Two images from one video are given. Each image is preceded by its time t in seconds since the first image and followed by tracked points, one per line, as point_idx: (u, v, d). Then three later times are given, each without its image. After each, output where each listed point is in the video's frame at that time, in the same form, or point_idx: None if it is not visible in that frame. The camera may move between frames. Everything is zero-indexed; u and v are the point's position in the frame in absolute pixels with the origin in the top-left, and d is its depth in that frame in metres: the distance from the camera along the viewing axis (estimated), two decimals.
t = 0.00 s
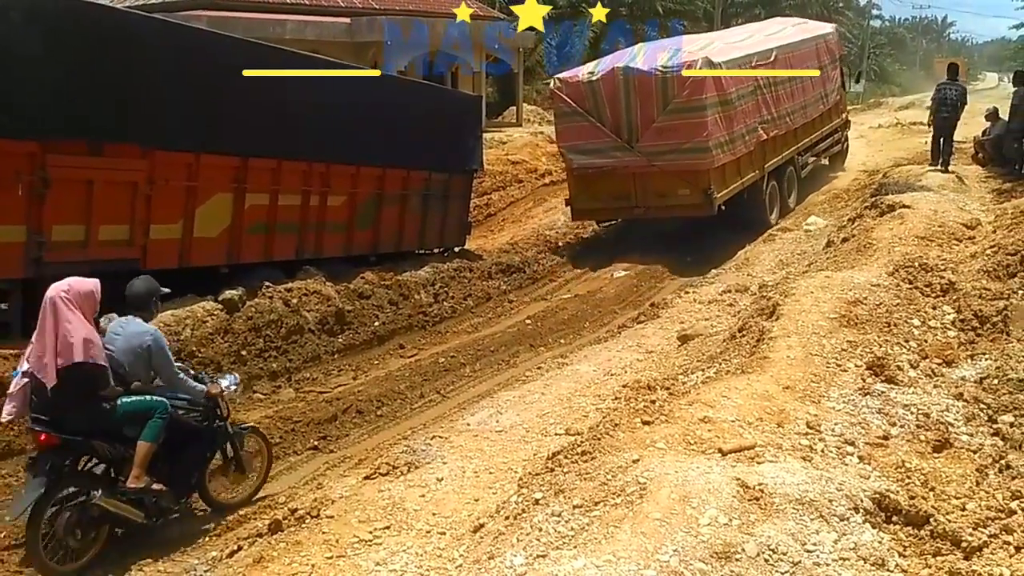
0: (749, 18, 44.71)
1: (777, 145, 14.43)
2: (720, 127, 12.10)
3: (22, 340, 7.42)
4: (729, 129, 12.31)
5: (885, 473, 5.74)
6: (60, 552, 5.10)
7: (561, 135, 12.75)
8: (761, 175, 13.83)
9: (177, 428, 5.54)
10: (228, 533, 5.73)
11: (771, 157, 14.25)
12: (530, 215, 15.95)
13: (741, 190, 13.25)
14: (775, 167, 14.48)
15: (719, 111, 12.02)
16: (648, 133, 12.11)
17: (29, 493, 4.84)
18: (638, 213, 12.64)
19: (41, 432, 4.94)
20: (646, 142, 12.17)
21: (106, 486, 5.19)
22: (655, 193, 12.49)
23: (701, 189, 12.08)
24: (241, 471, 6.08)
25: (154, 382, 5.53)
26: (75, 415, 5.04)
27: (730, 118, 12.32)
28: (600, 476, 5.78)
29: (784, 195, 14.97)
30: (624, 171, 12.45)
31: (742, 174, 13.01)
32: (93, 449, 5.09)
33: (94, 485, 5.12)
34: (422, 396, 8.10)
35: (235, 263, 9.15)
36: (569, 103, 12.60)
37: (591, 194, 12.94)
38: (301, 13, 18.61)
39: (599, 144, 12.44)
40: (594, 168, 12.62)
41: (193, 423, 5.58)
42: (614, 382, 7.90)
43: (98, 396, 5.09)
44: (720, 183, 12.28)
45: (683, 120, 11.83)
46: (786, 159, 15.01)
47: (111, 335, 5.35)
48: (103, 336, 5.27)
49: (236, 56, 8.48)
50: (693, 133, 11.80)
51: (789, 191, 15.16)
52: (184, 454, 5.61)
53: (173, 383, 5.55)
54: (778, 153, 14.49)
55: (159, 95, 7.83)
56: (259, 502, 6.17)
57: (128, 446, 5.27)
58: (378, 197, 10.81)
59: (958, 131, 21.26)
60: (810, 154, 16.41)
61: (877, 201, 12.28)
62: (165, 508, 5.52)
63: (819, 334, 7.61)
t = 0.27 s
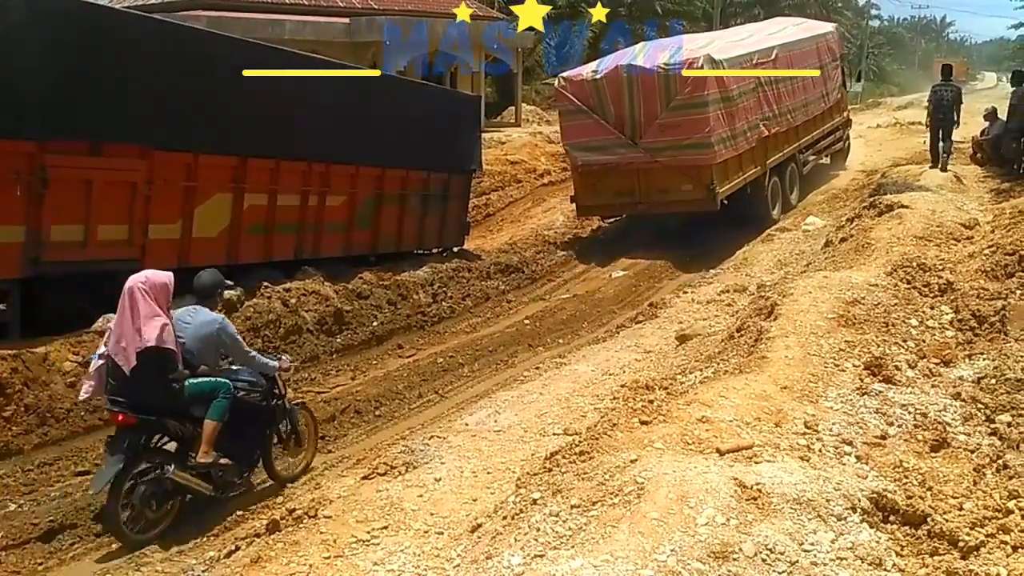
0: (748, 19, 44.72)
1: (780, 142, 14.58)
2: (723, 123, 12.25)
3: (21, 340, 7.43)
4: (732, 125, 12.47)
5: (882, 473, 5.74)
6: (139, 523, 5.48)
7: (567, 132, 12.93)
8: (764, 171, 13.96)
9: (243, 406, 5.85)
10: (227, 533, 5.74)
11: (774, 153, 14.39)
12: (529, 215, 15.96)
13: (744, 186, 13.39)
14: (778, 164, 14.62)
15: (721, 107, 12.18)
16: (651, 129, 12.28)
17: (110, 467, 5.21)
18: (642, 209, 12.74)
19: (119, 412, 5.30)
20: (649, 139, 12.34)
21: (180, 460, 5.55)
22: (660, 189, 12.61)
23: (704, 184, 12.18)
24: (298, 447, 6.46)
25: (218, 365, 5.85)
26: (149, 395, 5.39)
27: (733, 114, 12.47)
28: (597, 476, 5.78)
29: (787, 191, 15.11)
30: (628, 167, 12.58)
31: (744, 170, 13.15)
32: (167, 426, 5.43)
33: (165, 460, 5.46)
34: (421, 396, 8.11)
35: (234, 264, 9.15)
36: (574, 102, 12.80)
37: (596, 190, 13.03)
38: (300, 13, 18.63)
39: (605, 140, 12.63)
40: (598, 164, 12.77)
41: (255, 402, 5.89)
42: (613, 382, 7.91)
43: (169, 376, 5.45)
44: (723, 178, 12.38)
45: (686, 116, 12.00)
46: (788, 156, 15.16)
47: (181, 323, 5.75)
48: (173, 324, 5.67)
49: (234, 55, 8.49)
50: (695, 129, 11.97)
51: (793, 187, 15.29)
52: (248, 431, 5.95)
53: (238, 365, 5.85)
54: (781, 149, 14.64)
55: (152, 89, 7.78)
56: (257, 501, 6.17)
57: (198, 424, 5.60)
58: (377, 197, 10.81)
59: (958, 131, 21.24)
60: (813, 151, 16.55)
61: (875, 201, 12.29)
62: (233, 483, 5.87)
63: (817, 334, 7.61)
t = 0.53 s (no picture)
0: (745, 16, 44.76)
1: (781, 135, 14.79)
2: (725, 116, 12.45)
3: (18, 338, 7.42)
4: (733, 118, 12.70)
5: (881, 468, 5.75)
6: (205, 496, 5.83)
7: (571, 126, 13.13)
8: (766, 164, 14.17)
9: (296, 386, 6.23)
10: (225, 531, 5.72)
11: (776, 146, 14.65)
12: (526, 212, 15.96)
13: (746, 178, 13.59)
14: (779, 157, 14.89)
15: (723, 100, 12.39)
16: (655, 123, 12.47)
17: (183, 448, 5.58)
18: (647, 201, 12.97)
19: (186, 397, 5.66)
20: (653, 132, 12.52)
21: (242, 437, 5.94)
22: (664, 181, 12.80)
23: (708, 177, 12.37)
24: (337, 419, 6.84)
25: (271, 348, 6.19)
26: (212, 379, 5.75)
27: (734, 108, 12.70)
28: (596, 472, 5.78)
29: (789, 183, 15.31)
30: (632, 160, 12.78)
31: (746, 162, 13.35)
32: (231, 407, 5.79)
33: (230, 439, 5.84)
34: (419, 393, 8.11)
35: (232, 261, 9.15)
36: (578, 96, 12.95)
37: (602, 183, 13.26)
38: (297, 10, 18.60)
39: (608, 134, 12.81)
40: (603, 158, 12.98)
41: (306, 380, 6.26)
42: (611, 378, 7.92)
43: (230, 360, 5.81)
44: (726, 170, 12.56)
45: (689, 109, 12.18)
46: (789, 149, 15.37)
47: (236, 312, 6.02)
48: (231, 311, 5.95)
49: (231, 52, 8.47)
50: (698, 122, 12.15)
51: (795, 180, 15.52)
52: (299, 408, 6.33)
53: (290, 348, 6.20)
54: (783, 142, 14.96)
55: (151, 88, 7.77)
56: (256, 500, 6.17)
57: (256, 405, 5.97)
58: (374, 194, 10.81)
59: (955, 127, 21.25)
60: (813, 144, 16.73)
61: (873, 197, 12.30)
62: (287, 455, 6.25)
63: (815, 330, 7.61)
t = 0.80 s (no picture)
0: (743, 12, 44.69)
1: (782, 126, 15.02)
2: (728, 106, 12.75)
3: (15, 332, 7.41)
4: (735, 108, 12.97)
5: (877, 462, 5.76)
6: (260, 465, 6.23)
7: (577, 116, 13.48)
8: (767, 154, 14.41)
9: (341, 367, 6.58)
10: (222, 524, 5.73)
11: (777, 137, 14.83)
12: (524, 207, 15.96)
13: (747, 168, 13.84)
14: (780, 147, 15.07)
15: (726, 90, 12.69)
16: (659, 112, 12.76)
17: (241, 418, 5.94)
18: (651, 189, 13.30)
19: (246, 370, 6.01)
20: (657, 121, 12.82)
21: (293, 411, 6.29)
22: (668, 170, 13.13)
23: (711, 164, 12.70)
24: (372, 402, 7.18)
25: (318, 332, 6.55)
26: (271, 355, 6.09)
27: (736, 98, 12.98)
28: (592, 466, 5.79)
29: (790, 174, 15.51)
30: (636, 149, 13.12)
31: (748, 152, 13.63)
32: (285, 383, 6.15)
33: (284, 413, 6.22)
34: (416, 387, 8.11)
35: (229, 255, 9.14)
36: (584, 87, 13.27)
37: (607, 171, 13.62)
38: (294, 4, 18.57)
39: (613, 123, 13.15)
40: (608, 147, 13.31)
41: (349, 363, 6.58)
42: (608, 372, 7.92)
43: (289, 339, 6.15)
44: (728, 158, 12.89)
45: (691, 98, 12.50)
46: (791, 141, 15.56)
47: (287, 297, 6.36)
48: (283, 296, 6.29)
49: (229, 46, 8.46)
50: (701, 111, 12.46)
51: (796, 171, 15.70)
52: (342, 387, 6.68)
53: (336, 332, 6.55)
54: (783, 133, 15.16)
55: (149, 83, 7.77)
56: (253, 493, 6.18)
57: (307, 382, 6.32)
58: (371, 188, 10.80)
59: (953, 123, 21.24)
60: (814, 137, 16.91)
61: (870, 191, 12.31)
62: (330, 431, 6.61)
63: (812, 324, 7.62)
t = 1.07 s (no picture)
0: (743, 7, 44.61)
1: (786, 118, 15.16)
2: (732, 99, 12.88)
3: (15, 328, 7.41)
4: (740, 101, 13.10)
5: (877, 458, 5.76)
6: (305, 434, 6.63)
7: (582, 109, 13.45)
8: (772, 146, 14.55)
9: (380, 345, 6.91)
10: (222, 520, 5.75)
11: (781, 129, 14.97)
12: (523, 202, 15.94)
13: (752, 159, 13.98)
14: (784, 140, 15.21)
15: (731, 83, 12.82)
16: (665, 105, 12.82)
17: (290, 388, 6.30)
18: (657, 180, 13.38)
19: (295, 343, 6.36)
20: (663, 113, 12.87)
21: (335, 383, 6.68)
22: (673, 162, 13.22)
23: (716, 156, 12.84)
24: (403, 382, 7.39)
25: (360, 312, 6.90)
26: (317, 329, 6.45)
27: (741, 91, 13.10)
28: (592, 462, 5.79)
29: (794, 166, 15.65)
30: (642, 142, 13.18)
31: (753, 144, 13.76)
32: (329, 356, 6.51)
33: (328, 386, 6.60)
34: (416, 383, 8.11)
35: (228, 251, 9.13)
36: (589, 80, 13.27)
37: (613, 163, 13.63)
38: None
39: (619, 116, 13.18)
40: (614, 139, 13.34)
41: (387, 342, 6.91)
42: (608, 368, 7.92)
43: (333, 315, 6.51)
44: (733, 150, 13.04)
45: (697, 91, 12.62)
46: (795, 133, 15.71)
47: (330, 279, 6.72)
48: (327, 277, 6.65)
49: (229, 42, 8.45)
50: (707, 103, 12.60)
51: (799, 163, 15.82)
52: (380, 365, 7.01)
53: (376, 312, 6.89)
54: (788, 126, 15.26)
55: (148, 81, 7.77)
56: (252, 489, 6.18)
57: (348, 357, 6.67)
58: (371, 184, 10.79)
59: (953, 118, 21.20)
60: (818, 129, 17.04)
61: (870, 187, 12.30)
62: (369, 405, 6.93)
63: (812, 320, 7.61)
